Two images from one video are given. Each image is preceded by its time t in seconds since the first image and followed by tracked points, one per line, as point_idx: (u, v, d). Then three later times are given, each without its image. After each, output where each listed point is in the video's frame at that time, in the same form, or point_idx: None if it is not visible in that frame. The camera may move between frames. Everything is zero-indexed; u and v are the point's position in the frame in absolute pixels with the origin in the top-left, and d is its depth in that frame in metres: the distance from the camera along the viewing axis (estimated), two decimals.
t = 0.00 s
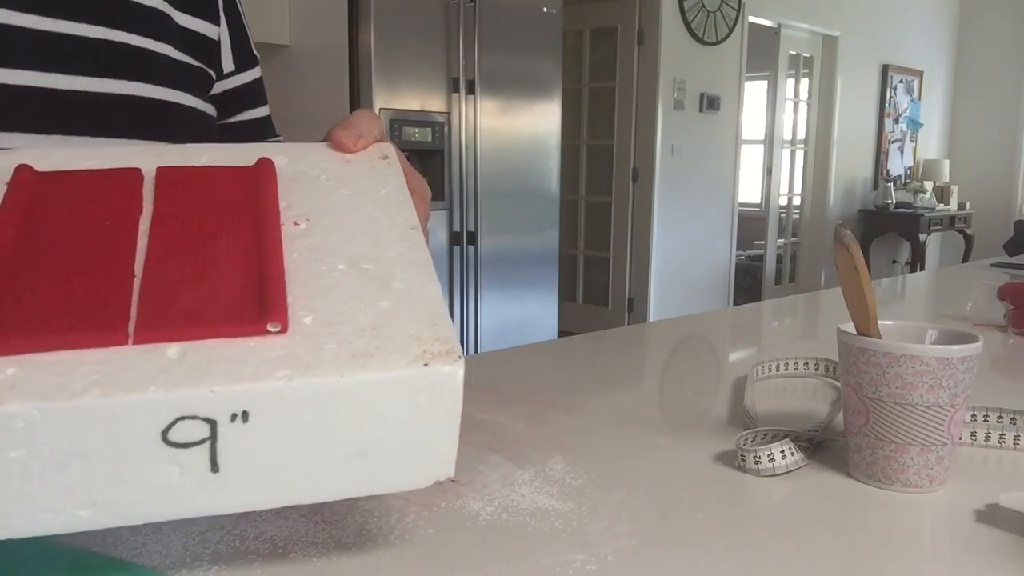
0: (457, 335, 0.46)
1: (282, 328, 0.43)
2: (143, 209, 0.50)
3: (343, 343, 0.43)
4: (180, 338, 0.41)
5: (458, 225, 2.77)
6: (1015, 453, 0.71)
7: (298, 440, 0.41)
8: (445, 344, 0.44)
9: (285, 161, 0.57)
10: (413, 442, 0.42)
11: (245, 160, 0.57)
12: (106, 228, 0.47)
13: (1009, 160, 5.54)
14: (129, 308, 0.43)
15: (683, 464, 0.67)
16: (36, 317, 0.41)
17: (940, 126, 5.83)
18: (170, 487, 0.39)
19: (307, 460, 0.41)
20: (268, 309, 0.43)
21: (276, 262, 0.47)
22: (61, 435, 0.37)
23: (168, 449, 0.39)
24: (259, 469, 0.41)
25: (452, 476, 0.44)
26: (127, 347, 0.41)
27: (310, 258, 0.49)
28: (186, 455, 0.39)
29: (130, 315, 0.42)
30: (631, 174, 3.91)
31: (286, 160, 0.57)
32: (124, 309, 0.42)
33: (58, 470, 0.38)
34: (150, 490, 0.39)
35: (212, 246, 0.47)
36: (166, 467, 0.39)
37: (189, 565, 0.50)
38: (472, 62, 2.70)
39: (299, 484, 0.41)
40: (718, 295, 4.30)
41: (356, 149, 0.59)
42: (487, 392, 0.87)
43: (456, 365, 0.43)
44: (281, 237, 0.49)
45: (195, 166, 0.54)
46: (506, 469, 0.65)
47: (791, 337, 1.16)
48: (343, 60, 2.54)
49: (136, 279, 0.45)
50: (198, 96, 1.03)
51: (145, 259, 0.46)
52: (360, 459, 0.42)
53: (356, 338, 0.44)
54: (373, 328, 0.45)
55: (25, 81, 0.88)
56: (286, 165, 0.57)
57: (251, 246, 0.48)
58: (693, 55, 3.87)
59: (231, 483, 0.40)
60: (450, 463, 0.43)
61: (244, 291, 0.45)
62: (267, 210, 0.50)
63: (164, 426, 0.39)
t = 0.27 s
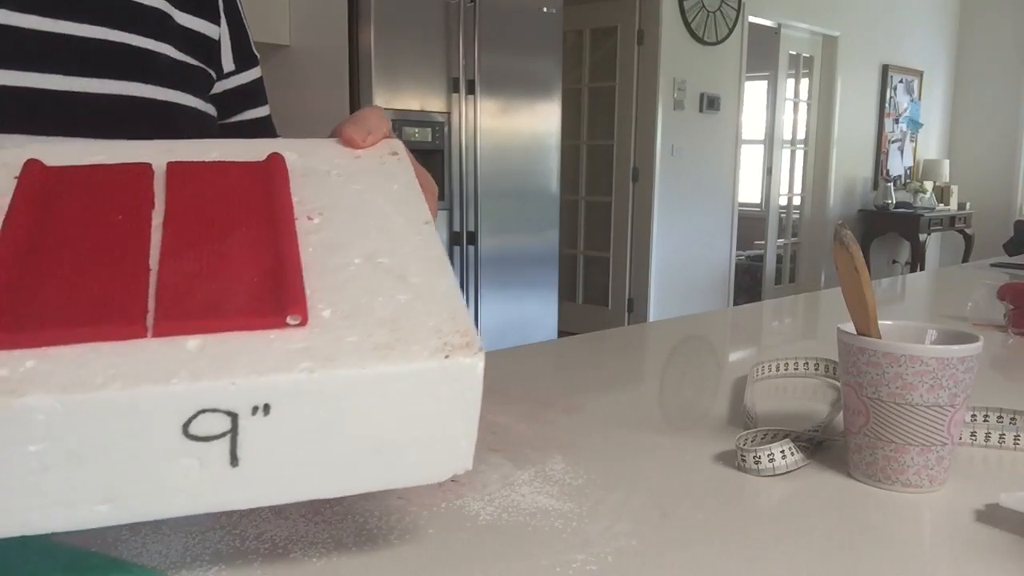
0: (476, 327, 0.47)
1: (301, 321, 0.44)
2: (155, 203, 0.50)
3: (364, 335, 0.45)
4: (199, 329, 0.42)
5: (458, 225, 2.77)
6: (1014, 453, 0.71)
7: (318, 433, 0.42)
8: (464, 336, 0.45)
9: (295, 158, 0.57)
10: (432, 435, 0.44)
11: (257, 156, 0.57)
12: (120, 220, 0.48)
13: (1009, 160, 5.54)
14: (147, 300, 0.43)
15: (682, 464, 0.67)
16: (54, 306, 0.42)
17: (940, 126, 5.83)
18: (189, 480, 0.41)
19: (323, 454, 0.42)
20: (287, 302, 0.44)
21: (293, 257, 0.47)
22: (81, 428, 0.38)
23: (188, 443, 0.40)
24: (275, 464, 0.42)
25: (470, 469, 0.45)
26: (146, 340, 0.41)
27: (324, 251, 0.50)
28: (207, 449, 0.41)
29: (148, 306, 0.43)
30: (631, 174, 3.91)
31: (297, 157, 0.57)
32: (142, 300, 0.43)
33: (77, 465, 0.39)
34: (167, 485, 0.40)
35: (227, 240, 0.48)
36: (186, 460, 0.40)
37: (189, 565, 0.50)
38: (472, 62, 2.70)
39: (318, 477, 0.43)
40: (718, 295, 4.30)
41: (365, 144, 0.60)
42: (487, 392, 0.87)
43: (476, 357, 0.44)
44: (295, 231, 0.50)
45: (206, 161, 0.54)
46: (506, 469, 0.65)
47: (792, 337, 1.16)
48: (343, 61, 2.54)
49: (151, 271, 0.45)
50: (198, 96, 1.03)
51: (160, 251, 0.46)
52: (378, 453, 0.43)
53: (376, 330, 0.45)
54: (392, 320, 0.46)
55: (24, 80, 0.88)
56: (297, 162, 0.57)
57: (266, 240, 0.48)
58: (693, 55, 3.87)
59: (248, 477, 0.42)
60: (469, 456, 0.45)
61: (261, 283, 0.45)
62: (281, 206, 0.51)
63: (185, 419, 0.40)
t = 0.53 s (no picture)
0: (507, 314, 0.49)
1: (336, 306, 0.46)
2: (183, 190, 0.51)
3: (398, 321, 0.46)
4: (235, 313, 0.44)
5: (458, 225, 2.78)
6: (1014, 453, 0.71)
7: (354, 417, 0.44)
8: (495, 323, 0.47)
9: (317, 146, 0.58)
10: (463, 419, 0.46)
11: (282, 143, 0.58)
12: (149, 206, 0.49)
13: (1009, 160, 5.54)
14: (181, 285, 0.45)
15: (683, 464, 0.67)
16: (91, 289, 0.43)
17: (940, 126, 5.83)
18: (225, 461, 0.43)
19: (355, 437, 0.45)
20: (320, 288, 0.46)
21: (322, 246, 0.49)
22: (122, 407, 0.40)
23: (224, 426, 0.42)
24: (310, 446, 0.44)
25: (496, 453, 0.48)
26: (184, 322, 0.43)
27: (352, 239, 0.51)
28: (243, 432, 0.42)
29: (183, 292, 0.44)
30: (631, 174, 3.91)
31: (318, 145, 0.58)
32: (176, 285, 0.44)
33: (115, 445, 0.40)
34: (203, 465, 0.42)
35: (257, 227, 0.49)
36: (223, 442, 0.42)
37: (190, 565, 0.50)
38: (472, 62, 2.70)
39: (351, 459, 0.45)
40: (718, 295, 4.30)
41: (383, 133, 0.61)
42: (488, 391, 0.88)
43: (509, 343, 0.46)
44: (322, 220, 0.51)
45: (230, 148, 0.55)
46: (506, 469, 0.65)
47: (792, 336, 1.16)
48: (342, 60, 2.54)
49: (183, 258, 0.47)
50: (198, 96, 1.02)
51: (191, 238, 0.48)
52: (410, 435, 0.45)
53: (408, 316, 0.47)
54: (424, 307, 0.48)
55: (16, 80, 0.88)
56: (318, 151, 0.58)
57: (295, 228, 0.50)
58: (693, 55, 3.87)
59: (282, 460, 0.44)
60: (496, 441, 0.47)
61: (292, 271, 0.47)
62: (308, 196, 0.52)
63: (223, 401, 0.42)
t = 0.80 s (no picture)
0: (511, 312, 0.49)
1: (342, 301, 0.46)
2: (190, 184, 0.52)
3: (404, 317, 0.47)
4: (244, 307, 0.45)
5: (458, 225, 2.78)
6: (1015, 454, 0.71)
7: (359, 413, 0.45)
8: (500, 321, 0.48)
9: (323, 140, 0.59)
10: (466, 415, 0.47)
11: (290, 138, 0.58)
12: (158, 200, 0.50)
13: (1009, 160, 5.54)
14: (190, 279, 0.45)
15: (682, 464, 0.67)
16: (101, 282, 0.44)
17: (940, 126, 5.83)
18: (231, 453, 0.43)
19: (361, 432, 0.45)
20: (327, 284, 0.46)
21: (330, 240, 0.50)
22: (132, 399, 0.41)
23: (232, 418, 0.43)
24: (314, 441, 0.45)
25: (497, 449, 0.48)
26: (193, 315, 0.44)
27: (360, 232, 0.52)
28: (250, 424, 0.43)
29: (192, 286, 0.45)
30: (631, 174, 3.91)
31: (325, 138, 0.59)
32: (185, 280, 0.45)
33: (125, 436, 0.41)
34: (212, 456, 0.43)
35: (264, 222, 0.50)
36: (229, 435, 0.43)
37: (190, 564, 0.50)
38: (472, 62, 2.70)
39: (355, 453, 0.46)
40: (718, 295, 4.30)
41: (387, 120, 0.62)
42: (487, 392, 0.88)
43: (514, 342, 0.46)
44: (329, 214, 0.52)
45: (238, 141, 0.56)
46: (506, 469, 0.65)
47: (792, 336, 1.16)
48: (342, 60, 2.54)
49: (191, 251, 0.48)
50: (197, 96, 1.03)
51: (199, 232, 0.49)
52: (414, 430, 0.46)
53: (415, 312, 0.47)
54: (429, 304, 0.48)
55: (19, 80, 0.88)
56: (325, 143, 0.59)
57: (302, 223, 0.51)
58: (693, 55, 3.87)
59: (288, 452, 0.45)
60: (497, 438, 0.48)
61: (300, 265, 0.48)
62: (315, 190, 0.53)
63: (231, 394, 0.42)
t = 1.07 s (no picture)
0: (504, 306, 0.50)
1: (334, 299, 0.47)
2: (180, 179, 0.52)
3: (397, 313, 0.47)
4: (234, 307, 0.45)
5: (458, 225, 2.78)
6: (1015, 454, 0.71)
7: (354, 411, 0.45)
8: (494, 317, 0.48)
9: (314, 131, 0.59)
10: (460, 412, 0.47)
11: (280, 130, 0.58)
12: (146, 197, 0.50)
13: (1009, 160, 5.54)
14: (180, 278, 0.45)
15: (683, 464, 0.67)
16: (90, 281, 0.44)
17: (940, 126, 5.83)
18: (224, 452, 0.44)
19: (356, 430, 0.46)
20: (319, 281, 0.47)
21: (321, 236, 0.50)
22: (122, 402, 0.41)
23: (224, 418, 0.43)
24: (310, 439, 0.45)
25: (492, 444, 0.49)
26: (182, 316, 0.44)
27: (350, 227, 0.52)
28: (243, 425, 0.44)
29: (182, 284, 0.45)
30: (631, 174, 3.91)
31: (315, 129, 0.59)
32: (175, 278, 0.45)
33: (116, 438, 0.42)
34: (204, 457, 0.43)
35: (254, 218, 0.50)
36: (222, 435, 0.43)
37: (189, 565, 0.50)
38: (472, 62, 2.70)
39: (350, 451, 0.46)
40: (717, 295, 4.30)
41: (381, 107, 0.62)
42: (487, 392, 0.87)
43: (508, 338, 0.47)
44: (321, 209, 0.52)
45: (227, 134, 0.56)
46: (506, 469, 0.65)
47: (792, 336, 1.16)
48: (342, 60, 2.54)
49: (181, 249, 0.48)
50: (198, 95, 1.02)
51: (189, 229, 0.49)
52: (409, 427, 0.47)
53: (408, 308, 0.48)
54: (423, 300, 0.49)
55: (19, 80, 0.88)
56: (316, 133, 0.58)
57: (292, 218, 0.51)
58: (693, 55, 3.87)
59: (282, 451, 0.45)
60: (493, 433, 0.49)
61: (291, 262, 0.48)
62: (306, 184, 0.53)
63: (223, 396, 0.43)
